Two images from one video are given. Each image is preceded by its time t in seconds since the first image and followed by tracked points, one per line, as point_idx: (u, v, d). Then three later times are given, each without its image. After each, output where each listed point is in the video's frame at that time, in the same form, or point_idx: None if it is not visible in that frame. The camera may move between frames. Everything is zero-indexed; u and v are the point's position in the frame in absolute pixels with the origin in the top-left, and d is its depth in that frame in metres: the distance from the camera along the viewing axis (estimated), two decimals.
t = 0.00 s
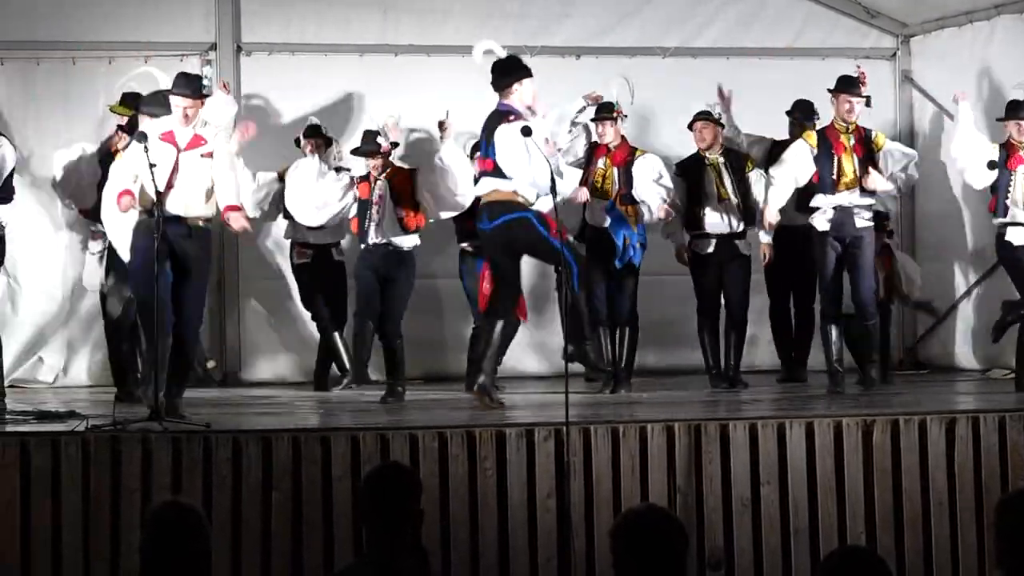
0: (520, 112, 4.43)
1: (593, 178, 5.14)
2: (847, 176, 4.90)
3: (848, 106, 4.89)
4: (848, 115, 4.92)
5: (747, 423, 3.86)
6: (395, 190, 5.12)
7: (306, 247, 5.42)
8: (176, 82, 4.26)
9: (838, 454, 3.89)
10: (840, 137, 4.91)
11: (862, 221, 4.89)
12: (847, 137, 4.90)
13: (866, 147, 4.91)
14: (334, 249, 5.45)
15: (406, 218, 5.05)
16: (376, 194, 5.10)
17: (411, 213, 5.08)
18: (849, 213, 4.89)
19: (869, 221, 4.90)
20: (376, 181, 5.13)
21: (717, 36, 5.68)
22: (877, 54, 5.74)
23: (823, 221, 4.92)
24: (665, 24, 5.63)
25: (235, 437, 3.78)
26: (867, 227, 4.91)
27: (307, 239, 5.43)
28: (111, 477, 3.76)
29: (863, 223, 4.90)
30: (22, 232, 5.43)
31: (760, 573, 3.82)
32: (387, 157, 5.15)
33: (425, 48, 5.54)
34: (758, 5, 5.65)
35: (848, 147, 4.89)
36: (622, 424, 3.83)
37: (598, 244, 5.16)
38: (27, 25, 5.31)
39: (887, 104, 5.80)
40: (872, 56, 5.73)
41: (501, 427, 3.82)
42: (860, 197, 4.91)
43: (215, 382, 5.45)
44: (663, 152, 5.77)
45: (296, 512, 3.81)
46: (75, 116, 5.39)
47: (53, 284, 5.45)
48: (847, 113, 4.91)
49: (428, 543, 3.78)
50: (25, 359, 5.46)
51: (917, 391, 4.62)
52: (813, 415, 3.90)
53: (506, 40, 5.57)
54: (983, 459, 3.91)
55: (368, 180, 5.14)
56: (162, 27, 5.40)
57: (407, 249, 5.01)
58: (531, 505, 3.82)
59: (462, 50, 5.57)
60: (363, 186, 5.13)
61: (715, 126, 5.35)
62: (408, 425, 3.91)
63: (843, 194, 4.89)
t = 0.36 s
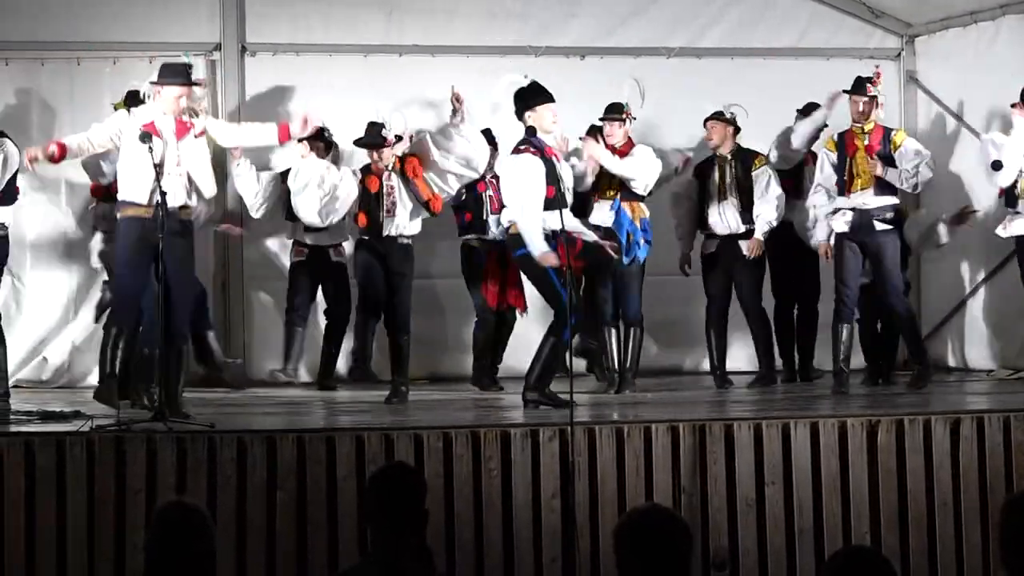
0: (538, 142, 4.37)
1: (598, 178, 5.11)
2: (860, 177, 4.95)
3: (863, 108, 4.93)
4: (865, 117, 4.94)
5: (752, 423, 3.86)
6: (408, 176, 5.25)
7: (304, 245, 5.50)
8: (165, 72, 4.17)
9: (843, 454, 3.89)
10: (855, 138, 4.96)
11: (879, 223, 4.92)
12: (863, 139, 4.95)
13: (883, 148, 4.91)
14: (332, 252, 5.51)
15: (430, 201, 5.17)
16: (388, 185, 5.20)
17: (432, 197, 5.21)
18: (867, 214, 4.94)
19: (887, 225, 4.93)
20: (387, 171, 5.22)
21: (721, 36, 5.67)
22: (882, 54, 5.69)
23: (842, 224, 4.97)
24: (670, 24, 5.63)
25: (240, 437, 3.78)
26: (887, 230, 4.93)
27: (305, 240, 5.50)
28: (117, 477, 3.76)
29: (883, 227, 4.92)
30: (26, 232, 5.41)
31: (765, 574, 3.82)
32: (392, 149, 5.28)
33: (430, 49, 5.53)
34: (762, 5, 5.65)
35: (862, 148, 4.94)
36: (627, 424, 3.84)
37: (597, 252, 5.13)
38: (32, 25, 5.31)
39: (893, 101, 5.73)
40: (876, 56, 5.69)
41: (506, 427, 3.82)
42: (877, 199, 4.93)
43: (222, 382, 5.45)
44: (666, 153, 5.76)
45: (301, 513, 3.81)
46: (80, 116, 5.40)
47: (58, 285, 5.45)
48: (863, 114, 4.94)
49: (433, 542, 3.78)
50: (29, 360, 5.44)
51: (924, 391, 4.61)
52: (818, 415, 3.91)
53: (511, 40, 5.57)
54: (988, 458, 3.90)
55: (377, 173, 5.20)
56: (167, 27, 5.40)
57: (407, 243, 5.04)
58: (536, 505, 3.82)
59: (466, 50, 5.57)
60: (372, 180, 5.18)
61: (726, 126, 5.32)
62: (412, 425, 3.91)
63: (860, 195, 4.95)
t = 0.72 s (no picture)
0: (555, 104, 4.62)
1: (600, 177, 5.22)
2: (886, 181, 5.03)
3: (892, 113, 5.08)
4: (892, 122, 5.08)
5: (754, 423, 3.86)
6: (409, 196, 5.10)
7: (286, 240, 5.37)
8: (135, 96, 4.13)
9: (845, 454, 3.89)
10: (882, 144, 5.06)
11: (904, 223, 4.98)
12: (888, 144, 5.04)
13: (906, 154, 4.98)
14: (314, 248, 5.40)
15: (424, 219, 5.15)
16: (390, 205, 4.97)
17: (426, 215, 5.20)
18: (894, 217, 5.00)
19: (913, 225, 4.97)
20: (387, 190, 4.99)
21: (723, 36, 5.67)
22: (884, 54, 5.71)
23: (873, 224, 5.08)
24: (671, 24, 5.63)
25: (241, 437, 3.78)
26: (912, 233, 4.97)
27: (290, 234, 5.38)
28: (118, 476, 3.76)
29: (909, 228, 4.98)
30: (28, 232, 5.41)
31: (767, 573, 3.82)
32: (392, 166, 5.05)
33: (433, 48, 5.54)
34: (763, 5, 5.64)
35: (886, 153, 5.04)
36: (629, 424, 3.83)
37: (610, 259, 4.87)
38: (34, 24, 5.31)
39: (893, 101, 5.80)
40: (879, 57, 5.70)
41: (508, 426, 3.82)
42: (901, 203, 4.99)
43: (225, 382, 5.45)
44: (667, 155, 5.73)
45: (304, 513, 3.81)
46: (83, 116, 5.40)
47: (60, 286, 5.45)
48: (892, 120, 5.08)
49: (434, 542, 3.78)
50: (31, 359, 5.44)
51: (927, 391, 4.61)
52: (820, 415, 3.90)
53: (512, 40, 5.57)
54: (990, 458, 3.90)
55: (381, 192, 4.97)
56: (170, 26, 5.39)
57: (401, 261, 4.89)
58: (538, 505, 3.82)
59: (467, 50, 5.57)
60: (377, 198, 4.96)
61: (742, 127, 5.38)
62: (414, 424, 3.91)
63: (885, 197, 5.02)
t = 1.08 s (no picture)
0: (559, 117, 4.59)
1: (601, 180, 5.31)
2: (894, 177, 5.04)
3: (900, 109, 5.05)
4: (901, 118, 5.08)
5: (751, 423, 3.86)
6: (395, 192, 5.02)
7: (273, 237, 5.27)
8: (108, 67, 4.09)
9: (843, 454, 3.89)
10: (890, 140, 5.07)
11: (908, 222, 4.97)
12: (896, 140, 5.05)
13: (912, 151, 4.98)
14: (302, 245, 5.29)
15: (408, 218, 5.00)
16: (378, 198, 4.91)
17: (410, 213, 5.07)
18: (901, 214, 5.00)
19: (918, 224, 4.96)
20: (372, 187, 4.90)
21: (721, 36, 5.68)
22: (882, 54, 5.73)
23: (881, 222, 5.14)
24: (670, 24, 5.64)
25: (240, 437, 3.78)
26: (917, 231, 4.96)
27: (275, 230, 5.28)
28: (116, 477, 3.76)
29: (914, 226, 4.97)
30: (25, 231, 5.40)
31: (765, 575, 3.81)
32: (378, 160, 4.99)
33: (432, 48, 5.53)
34: (763, 4, 5.70)
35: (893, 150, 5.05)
36: (626, 424, 3.84)
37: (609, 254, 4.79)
38: (33, 25, 5.31)
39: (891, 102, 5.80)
40: (877, 57, 5.72)
41: (506, 427, 3.82)
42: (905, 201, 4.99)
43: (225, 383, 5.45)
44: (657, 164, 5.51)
45: (302, 514, 3.81)
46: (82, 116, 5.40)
47: (59, 285, 5.44)
48: (901, 117, 5.07)
49: (432, 543, 3.77)
50: (29, 359, 5.43)
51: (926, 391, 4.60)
52: (817, 415, 3.91)
53: (509, 41, 5.57)
54: (987, 458, 3.90)
55: (366, 186, 4.90)
56: (169, 27, 5.40)
57: (391, 258, 4.85)
58: (536, 505, 3.82)
59: (466, 50, 5.57)
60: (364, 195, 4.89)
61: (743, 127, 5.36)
62: (412, 425, 3.92)
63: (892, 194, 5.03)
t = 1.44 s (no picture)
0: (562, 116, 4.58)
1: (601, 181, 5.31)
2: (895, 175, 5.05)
3: (900, 108, 5.07)
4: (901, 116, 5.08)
5: (749, 423, 3.86)
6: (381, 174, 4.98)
7: (274, 236, 5.22)
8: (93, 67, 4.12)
9: (840, 454, 3.89)
10: (891, 138, 5.09)
11: (909, 222, 4.98)
12: (897, 138, 5.07)
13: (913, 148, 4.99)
14: (303, 242, 5.24)
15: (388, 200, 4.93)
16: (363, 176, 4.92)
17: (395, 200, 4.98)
18: (903, 211, 5.01)
19: (919, 224, 4.96)
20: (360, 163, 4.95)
21: (720, 36, 5.67)
22: (880, 53, 5.72)
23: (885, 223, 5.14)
24: (668, 24, 5.63)
25: (238, 437, 3.79)
26: (918, 229, 4.97)
27: (275, 229, 5.23)
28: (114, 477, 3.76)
29: (914, 224, 4.97)
30: (23, 232, 5.39)
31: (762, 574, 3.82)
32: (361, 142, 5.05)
33: (429, 48, 5.52)
34: (761, 4, 5.67)
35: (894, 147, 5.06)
36: (624, 423, 3.84)
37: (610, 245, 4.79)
38: (31, 24, 5.30)
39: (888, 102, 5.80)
40: (875, 56, 5.71)
41: (504, 427, 3.82)
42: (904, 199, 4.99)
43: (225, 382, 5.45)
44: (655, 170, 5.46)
45: (299, 514, 3.81)
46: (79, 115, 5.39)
47: (57, 285, 5.44)
48: (901, 115, 5.08)
49: (430, 543, 3.78)
50: (26, 359, 5.43)
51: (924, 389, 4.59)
52: (815, 415, 3.91)
53: (507, 41, 5.57)
54: (986, 457, 3.90)
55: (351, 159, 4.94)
56: (168, 25, 5.39)
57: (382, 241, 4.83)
58: (534, 505, 3.82)
59: (464, 50, 5.55)
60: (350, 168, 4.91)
61: (738, 127, 5.39)
62: (409, 424, 3.92)
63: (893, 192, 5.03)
